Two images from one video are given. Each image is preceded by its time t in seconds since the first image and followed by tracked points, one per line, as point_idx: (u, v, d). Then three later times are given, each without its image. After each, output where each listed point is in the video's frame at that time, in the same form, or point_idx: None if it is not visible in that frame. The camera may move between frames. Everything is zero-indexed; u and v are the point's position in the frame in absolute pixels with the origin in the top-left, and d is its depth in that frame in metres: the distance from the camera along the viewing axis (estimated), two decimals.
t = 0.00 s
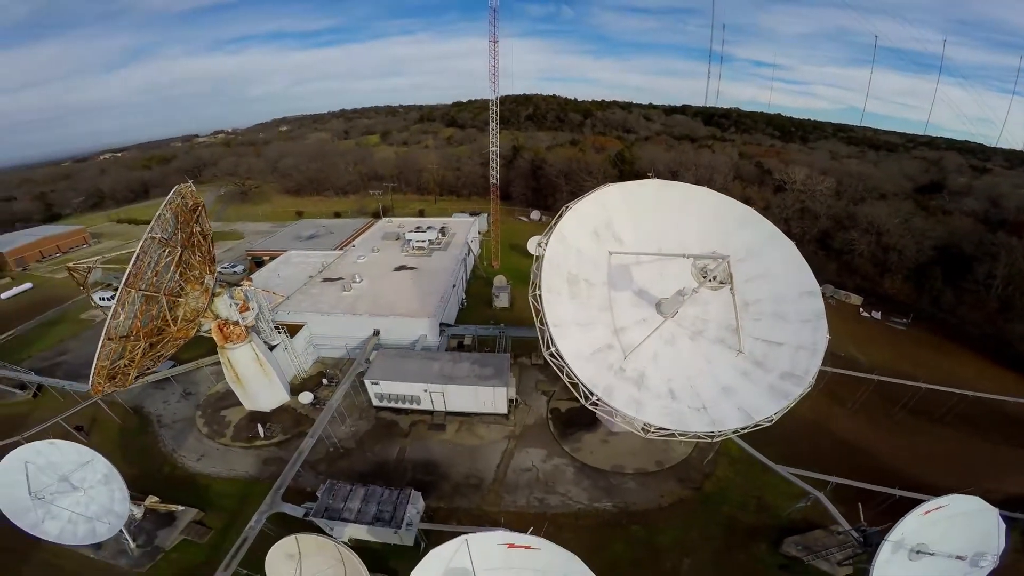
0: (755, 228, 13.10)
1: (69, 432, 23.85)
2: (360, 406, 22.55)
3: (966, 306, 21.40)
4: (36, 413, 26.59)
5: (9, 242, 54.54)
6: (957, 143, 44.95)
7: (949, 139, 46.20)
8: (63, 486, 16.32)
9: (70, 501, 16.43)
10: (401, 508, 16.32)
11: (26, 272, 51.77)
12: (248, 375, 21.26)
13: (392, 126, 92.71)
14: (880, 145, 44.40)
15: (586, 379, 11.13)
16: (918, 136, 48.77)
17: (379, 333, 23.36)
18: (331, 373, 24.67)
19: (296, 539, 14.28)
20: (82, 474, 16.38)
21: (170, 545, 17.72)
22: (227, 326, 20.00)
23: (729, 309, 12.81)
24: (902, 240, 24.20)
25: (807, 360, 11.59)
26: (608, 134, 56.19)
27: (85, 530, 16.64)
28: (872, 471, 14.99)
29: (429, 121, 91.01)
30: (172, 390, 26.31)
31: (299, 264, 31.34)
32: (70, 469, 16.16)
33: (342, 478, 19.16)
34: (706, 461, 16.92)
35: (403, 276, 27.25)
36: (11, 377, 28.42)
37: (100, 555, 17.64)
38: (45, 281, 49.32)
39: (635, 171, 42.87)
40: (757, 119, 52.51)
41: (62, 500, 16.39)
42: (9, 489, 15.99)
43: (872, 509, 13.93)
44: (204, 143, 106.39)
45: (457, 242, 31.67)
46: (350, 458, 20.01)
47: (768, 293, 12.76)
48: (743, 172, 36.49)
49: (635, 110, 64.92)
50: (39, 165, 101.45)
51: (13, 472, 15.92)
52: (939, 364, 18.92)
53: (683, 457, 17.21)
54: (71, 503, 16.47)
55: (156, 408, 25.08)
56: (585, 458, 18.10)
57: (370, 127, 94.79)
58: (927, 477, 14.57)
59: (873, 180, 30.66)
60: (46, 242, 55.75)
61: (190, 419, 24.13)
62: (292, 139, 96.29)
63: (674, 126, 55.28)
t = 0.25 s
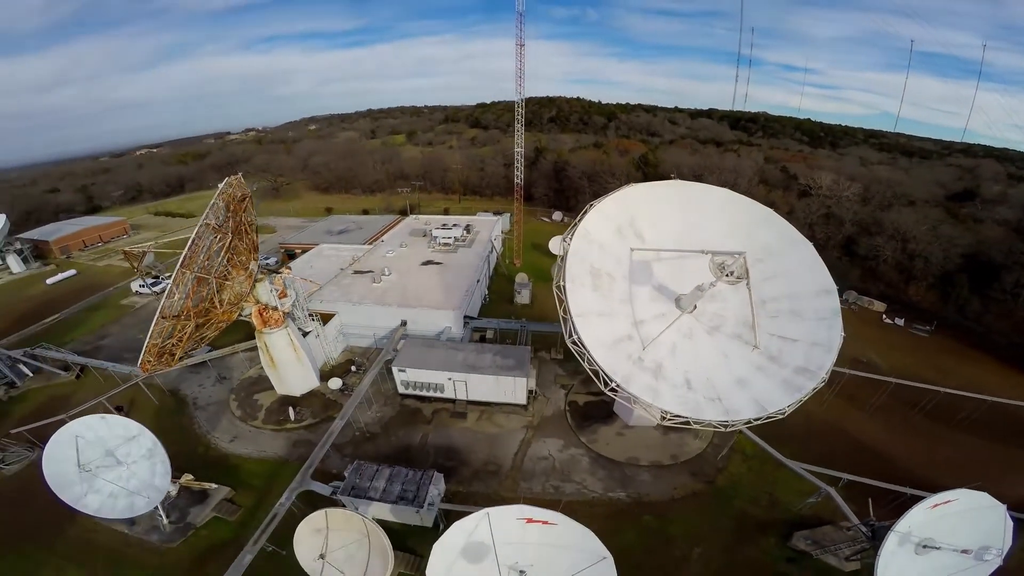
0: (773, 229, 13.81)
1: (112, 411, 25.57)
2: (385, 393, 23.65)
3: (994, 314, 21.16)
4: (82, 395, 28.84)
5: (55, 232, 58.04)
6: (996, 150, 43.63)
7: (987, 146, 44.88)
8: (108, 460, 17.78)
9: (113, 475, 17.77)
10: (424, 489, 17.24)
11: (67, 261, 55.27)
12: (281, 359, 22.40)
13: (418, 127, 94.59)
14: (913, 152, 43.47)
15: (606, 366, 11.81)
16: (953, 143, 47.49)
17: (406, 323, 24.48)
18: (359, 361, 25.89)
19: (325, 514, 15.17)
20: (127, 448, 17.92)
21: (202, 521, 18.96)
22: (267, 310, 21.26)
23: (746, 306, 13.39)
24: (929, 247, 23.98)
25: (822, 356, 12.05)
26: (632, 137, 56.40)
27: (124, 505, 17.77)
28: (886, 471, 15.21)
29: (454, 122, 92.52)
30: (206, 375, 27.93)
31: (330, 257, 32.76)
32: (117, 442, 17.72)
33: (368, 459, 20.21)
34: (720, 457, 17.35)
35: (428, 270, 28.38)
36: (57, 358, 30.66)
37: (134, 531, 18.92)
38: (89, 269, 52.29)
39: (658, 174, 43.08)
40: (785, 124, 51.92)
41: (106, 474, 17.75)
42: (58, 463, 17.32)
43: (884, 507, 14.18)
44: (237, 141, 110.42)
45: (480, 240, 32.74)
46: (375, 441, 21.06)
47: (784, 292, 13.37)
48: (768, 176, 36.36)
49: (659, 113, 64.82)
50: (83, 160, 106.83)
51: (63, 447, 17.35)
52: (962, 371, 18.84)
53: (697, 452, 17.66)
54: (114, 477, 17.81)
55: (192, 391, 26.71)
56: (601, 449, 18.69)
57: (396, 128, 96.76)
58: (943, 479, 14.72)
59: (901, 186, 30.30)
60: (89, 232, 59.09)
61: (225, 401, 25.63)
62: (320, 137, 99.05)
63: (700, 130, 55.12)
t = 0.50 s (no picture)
0: (793, 230, 14.49)
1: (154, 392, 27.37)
2: (411, 381, 24.73)
3: None
4: (121, 377, 31.22)
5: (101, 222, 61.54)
6: None
7: None
8: (153, 435, 18.93)
9: (157, 450, 18.86)
10: (447, 470, 18.15)
11: (110, 250, 58.57)
12: (315, 345, 23.61)
13: (444, 127, 96.26)
14: (949, 159, 42.42)
15: (627, 354, 12.52)
16: (994, 150, 46.05)
17: (433, 315, 25.67)
18: (387, 350, 27.11)
19: (355, 489, 15.88)
20: (172, 424, 19.16)
21: (234, 499, 20.33)
22: (305, 297, 22.59)
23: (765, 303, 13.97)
24: (959, 254, 23.69)
25: (839, 353, 12.51)
26: (658, 140, 56.45)
27: (164, 479, 18.80)
28: (902, 473, 15.41)
29: (480, 123, 93.84)
30: (242, 359, 29.52)
31: (360, 250, 34.14)
32: (164, 418, 18.97)
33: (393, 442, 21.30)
34: (735, 453, 17.75)
35: (455, 265, 29.54)
36: (101, 341, 33.14)
37: (170, 506, 20.37)
38: (132, 258, 55.34)
39: (683, 177, 43.21)
40: (815, 128, 51.10)
41: (150, 449, 18.86)
42: (109, 436, 18.64)
43: (898, 507, 14.41)
44: (270, 139, 114.29)
45: (504, 238, 33.76)
46: (400, 426, 22.13)
47: (803, 290, 13.93)
48: (795, 181, 36.15)
49: (686, 116, 64.61)
50: (126, 154, 112.31)
51: (115, 420, 18.72)
52: (987, 379, 18.74)
53: (712, 448, 18.08)
54: (158, 452, 18.90)
55: (229, 374, 28.33)
56: (619, 441, 19.28)
57: (422, 127, 98.56)
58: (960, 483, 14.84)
59: (933, 193, 29.83)
60: (130, 223, 62.51)
61: (259, 385, 27.11)
62: (349, 136, 101.69)
63: (727, 133, 54.82)
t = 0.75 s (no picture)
0: (812, 232, 15.01)
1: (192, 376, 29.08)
2: (435, 372, 25.80)
3: None
4: (160, 361, 33.36)
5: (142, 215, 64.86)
6: None
7: None
8: (195, 414, 19.66)
9: (198, 428, 19.50)
10: (468, 455, 19.03)
11: (149, 241, 61.50)
12: (347, 334, 24.84)
13: (470, 128, 97.75)
14: (986, 166, 41.32)
15: (647, 345, 13.24)
16: None
17: (458, 309, 26.78)
18: (413, 341, 28.26)
19: (383, 468, 16.59)
20: (214, 403, 20.04)
21: (265, 478, 21.67)
22: (340, 287, 23.84)
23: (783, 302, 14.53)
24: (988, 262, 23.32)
25: (854, 351, 12.99)
26: (683, 144, 56.41)
27: (203, 458, 19.27)
28: (917, 474, 15.63)
29: (505, 125, 94.99)
30: (275, 346, 30.96)
31: (388, 246, 35.51)
32: (207, 397, 19.81)
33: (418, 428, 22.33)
34: (750, 450, 18.16)
35: (480, 263, 30.66)
36: (143, 326, 35.48)
37: (205, 484, 21.81)
38: (171, 250, 58.18)
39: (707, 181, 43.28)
40: (845, 134, 50.32)
41: (191, 427, 19.51)
42: (153, 415, 19.34)
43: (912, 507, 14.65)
44: (301, 137, 117.88)
45: (528, 238, 34.74)
46: (424, 413, 23.17)
47: (821, 290, 14.44)
48: (822, 186, 35.91)
49: (712, 120, 64.31)
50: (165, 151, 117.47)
51: (160, 399, 19.53)
52: (1011, 387, 18.65)
53: (728, 444, 18.50)
54: (199, 430, 19.52)
55: (263, 360, 29.86)
56: (636, 435, 19.87)
57: (447, 129, 100.23)
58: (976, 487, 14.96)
59: (965, 200, 29.40)
60: (168, 216, 65.66)
61: (291, 371, 28.46)
62: (376, 136, 104.16)
63: (754, 138, 54.45)
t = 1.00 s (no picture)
0: (834, 233, 15.42)
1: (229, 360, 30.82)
2: (459, 363, 26.84)
3: None
4: (199, 346, 35.34)
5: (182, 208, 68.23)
6: None
7: None
8: (237, 393, 20.39)
9: (239, 407, 20.17)
10: (491, 441, 19.94)
11: (187, 233, 64.69)
12: (378, 323, 26.15)
13: (495, 129, 98.99)
14: None
15: (668, 338, 13.97)
16: None
17: (482, 303, 27.90)
18: (439, 333, 29.41)
19: (412, 447, 17.69)
20: (254, 384, 20.74)
21: (296, 458, 22.85)
22: (373, 277, 25.23)
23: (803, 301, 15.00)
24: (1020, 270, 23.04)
25: (871, 350, 13.40)
26: (709, 147, 56.20)
27: (242, 436, 19.83)
28: (934, 477, 15.81)
29: (530, 126, 95.85)
30: (307, 335, 32.34)
31: (416, 242, 36.86)
32: (249, 376, 20.57)
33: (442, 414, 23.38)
34: (766, 448, 18.54)
35: (504, 260, 31.73)
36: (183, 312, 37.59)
37: (240, 463, 23.23)
38: (208, 241, 61.12)
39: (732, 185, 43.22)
40: (878, 139, 49.36)
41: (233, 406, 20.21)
42: (198, 393, 20.12)
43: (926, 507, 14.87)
44: (331, 136, 121.30)
45: (551, 237, 35.66)
46: (448, 401, 24.19)
47: (840, 291, 14.85)
48: (851, 191, 35.57)
49: (740, 124, 63.77)
50: (203, 147, 122.72)
51: (205, 378, 20.31)
52: None
53: (744, 441, 18.91)
54: (240, 409, 20.21)
55: (295, 347, 31.25)
56: (653, 429, 20.44)
57: (472, 129, 101.75)
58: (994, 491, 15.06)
59: (1000, 207, 28.84)
60: (205, 210, 68.91)
61: (322, 358, 29.80)
62: (403, 135, 106.47)
63: (783, 142, 53.90)
